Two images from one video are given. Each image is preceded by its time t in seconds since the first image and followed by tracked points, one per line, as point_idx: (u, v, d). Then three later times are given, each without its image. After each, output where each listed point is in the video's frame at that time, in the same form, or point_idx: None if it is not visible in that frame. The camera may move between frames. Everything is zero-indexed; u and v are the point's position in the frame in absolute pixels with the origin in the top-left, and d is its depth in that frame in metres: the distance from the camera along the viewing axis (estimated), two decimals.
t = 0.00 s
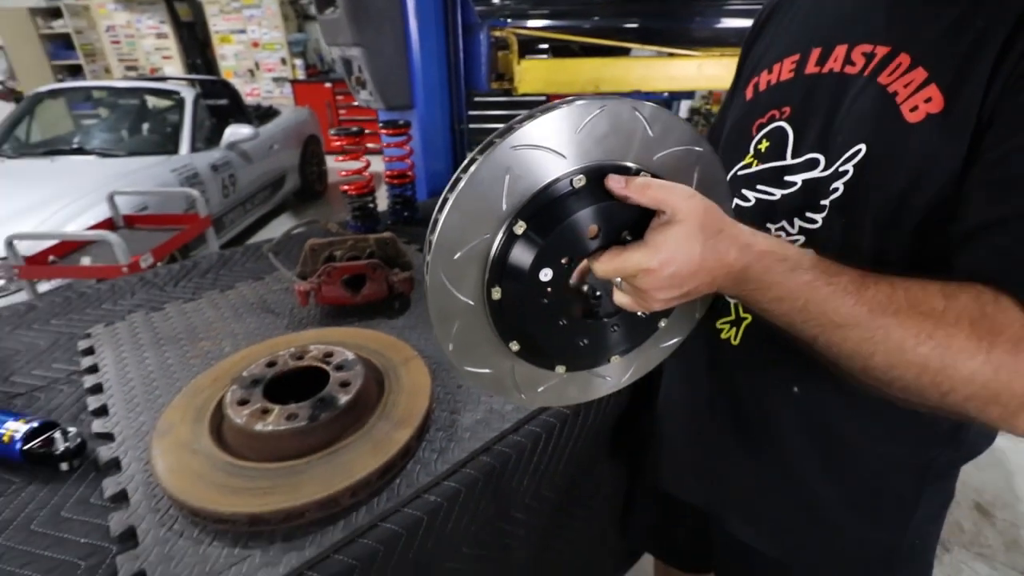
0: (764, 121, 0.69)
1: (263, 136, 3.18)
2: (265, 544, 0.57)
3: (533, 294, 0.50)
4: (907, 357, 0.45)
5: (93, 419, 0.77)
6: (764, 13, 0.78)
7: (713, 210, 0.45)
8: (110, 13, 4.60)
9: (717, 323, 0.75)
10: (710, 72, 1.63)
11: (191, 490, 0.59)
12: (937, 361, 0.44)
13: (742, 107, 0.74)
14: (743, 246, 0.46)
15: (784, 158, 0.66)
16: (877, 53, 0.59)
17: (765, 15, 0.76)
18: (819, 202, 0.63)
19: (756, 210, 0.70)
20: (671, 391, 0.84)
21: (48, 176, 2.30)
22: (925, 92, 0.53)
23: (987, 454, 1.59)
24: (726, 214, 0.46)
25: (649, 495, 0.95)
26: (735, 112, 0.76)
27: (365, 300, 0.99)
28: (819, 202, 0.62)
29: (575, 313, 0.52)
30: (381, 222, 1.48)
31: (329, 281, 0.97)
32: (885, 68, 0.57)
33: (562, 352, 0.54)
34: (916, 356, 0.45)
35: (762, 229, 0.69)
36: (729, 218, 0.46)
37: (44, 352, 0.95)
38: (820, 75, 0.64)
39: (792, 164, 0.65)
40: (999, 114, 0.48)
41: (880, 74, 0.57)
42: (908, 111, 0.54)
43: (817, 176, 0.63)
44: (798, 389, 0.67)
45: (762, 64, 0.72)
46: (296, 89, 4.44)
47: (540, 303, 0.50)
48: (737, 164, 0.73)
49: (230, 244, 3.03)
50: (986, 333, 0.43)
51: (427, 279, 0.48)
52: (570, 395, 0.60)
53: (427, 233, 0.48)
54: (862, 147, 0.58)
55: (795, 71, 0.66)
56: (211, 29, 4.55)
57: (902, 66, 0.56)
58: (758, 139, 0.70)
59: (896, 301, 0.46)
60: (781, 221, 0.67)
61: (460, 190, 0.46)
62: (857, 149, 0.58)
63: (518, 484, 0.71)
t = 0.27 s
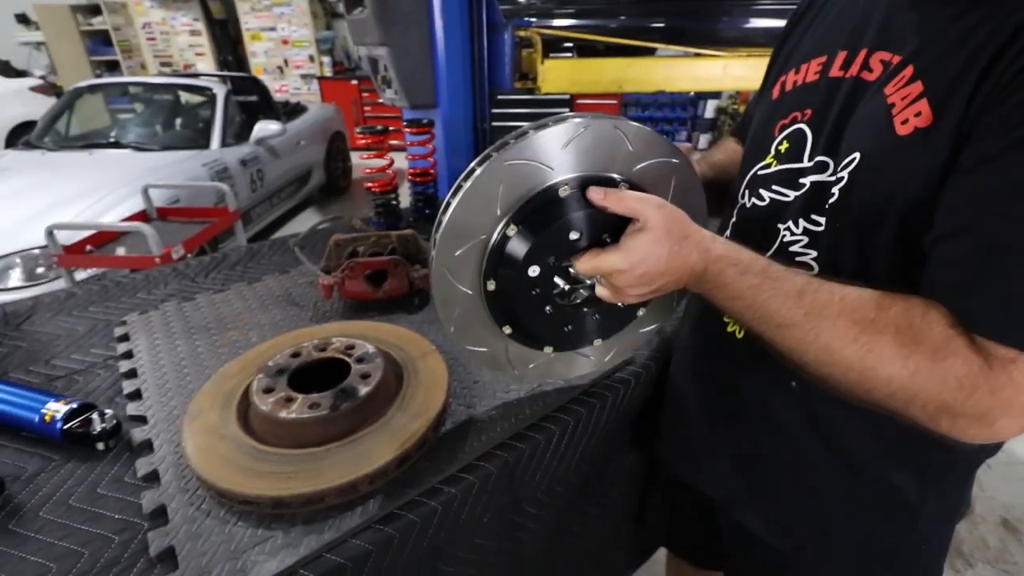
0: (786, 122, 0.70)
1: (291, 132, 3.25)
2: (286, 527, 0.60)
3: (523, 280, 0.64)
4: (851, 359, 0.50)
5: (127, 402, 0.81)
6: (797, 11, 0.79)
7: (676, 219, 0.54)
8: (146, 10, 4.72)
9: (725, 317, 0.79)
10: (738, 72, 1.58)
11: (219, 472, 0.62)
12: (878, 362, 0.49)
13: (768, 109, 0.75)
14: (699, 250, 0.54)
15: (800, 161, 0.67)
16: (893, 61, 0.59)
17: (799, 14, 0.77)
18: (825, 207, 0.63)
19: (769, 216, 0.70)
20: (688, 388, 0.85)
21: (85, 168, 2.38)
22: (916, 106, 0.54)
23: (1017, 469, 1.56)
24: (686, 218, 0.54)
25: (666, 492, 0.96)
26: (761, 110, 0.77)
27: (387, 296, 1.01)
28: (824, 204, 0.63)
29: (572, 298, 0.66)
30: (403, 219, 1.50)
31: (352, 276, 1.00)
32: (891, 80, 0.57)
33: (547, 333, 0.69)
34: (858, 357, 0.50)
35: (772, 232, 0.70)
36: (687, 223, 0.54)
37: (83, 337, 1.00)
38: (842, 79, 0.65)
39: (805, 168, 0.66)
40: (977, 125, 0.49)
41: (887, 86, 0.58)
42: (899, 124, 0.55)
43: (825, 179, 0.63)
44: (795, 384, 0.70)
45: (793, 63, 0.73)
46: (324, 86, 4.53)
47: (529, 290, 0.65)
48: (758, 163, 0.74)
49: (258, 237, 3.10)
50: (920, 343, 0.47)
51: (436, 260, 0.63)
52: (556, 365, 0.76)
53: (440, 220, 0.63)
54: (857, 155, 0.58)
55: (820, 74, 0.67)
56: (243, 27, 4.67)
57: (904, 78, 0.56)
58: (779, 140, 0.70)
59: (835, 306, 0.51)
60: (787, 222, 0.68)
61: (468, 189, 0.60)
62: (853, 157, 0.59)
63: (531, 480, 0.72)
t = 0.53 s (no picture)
0: (809, 124, 0.69)
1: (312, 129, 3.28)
2: (307, 518, 0.60)
3: (544, 293, 0.65)
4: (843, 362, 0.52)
5: (152, 391, 0.83)
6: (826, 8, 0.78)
7: (687, 230, 0.54)
8: (173, 9, 4.80)
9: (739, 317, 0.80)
10: (764, 71, 1.57)
11: (241, 461, 0.63)
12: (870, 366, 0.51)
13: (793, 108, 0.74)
14: (710, 259, 0.54)
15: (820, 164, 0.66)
16: (914, 66, 0.58)
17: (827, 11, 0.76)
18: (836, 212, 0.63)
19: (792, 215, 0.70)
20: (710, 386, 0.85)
21: (114, 163, 2.43)
22: (925, 118, 0.54)
23: None
24: (698, 228, 0.55)
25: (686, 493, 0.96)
26: (786, 111, 0.76)
27: (407, 292, 1.02)
28: (835, 210, 0.63)
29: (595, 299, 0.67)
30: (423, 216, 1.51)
31: (373, 271, 1.01)
32: (909, 86, 0.57)
33: (567, 337, 0.70)
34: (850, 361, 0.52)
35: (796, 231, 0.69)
36: (698, 233, 0.54)
37: (110, 327, 1.02)
38: (865, 81, 0.63)
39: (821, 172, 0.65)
40: (980, 136, 0.49)
41: (904, 92, 0.57)
42: (908, 134, 0.55)
43: (838, 183, 0.62)
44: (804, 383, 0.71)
45: (818, 62, 0.72)
46: (344, 84, 4.57)
47: (551, 303, 0.66)
48: (780, 166, 0.73)
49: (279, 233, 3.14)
50: (906, 353, 0.50)
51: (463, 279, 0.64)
52: (577, 363, 0.79)
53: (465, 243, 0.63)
54: (867, 163, 0.58)
55: (844, 75, 0.67)
56: (267, 25, 4.71)
57: (920, 85, 0.56)
58: (801, 142, 0.69)
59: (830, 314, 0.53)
60: (800, 225, 0.67)
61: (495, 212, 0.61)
62: (863, 165, 0.59)
63: (548, 479, 0.72)
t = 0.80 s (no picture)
0: (829, 123, 0.68)
1: (326, 125, 3.30)
2: (323, 510, 0.60)
3: (569, 294, 0.64)
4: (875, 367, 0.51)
5: (170, 382, 0.84)
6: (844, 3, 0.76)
7: (717, 233, 0.53)
8: (191, 6, 4.83)
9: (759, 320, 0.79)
10: (785, 67, 1.53)
11: (258, 452, 0.63)
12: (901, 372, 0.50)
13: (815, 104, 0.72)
14: (739, 263, 0.53)
15: (842, 164, 0.64)
16: (939, 63, 0.56)
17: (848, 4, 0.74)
18: (858, 215, 0.61)
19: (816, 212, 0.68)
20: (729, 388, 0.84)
21: (132, 158, 2.46)
22: (954, 122, 0.52)
23: None
24: (726, 231, 0.54)
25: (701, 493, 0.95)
26: (806, 109, 0.75)
27: (422, 286, 1.02)
28: (857, 214, 0.61)
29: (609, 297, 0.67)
30: (437, 212, 1.51)
31: (388, 265, 1.01)
32: (934, 87, 0.55)
33: (588, 338, 0.70)
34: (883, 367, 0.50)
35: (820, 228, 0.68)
36: (727, 237, 0.53)
37: (129, 318, 1.03)
38: (888, 79, 0.62)
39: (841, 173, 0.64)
40: (1016, 141, 0.47)
41: (929, 93, 0.56)
42: (937, 139, 0.53)
43: (860, 185, 0.61)
44: (827, 388, 0.70)
45: (839, 57, 0.71)
46: (359, 81, 4.59)
47: (575, 305, 0.65)
48: (798, 166, 0.72)
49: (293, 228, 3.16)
50: (939, 363, 0.49)
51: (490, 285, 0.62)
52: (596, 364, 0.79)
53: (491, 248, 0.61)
54: (892, 167, 0.57)
55: (866, 72, 0.65)
56: (284, 22, 4.74)
57: (947, 86, 0.54)
58: (822, 141, 0.68)
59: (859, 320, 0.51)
60: (820, 228, 0.66)
61: (523, 215, 0.59)
62: (888, 169, 0.57)
63: (563, 476, 0.71)
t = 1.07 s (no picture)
0: (849, 121, 0.67)
1: (336, 122, 3.30)
2: (335, 507, 0.60)
3: (597, 300, 0.67)
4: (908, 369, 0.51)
5: (182, 376, 0.84)
6: None
7: (747, 229, 0.53)
8: (202, 2, 4.85)
9: (776, 322, 0.78)
10: (799, 64, 1.53)
11: (269, 448, 0.63)
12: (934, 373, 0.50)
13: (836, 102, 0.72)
14: (769, 258, 0.55)
15: (863, 163, 0.64)
16: (964, 58, 0.56)
17: None
18: (881, 215, 0.61)
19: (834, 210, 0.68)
20: (741, 389, 0.83)
21: (144, 153, 2.47)
22: (982, 120, 0.51)
23: None
24: (757, 228, 0.54)
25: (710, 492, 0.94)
26: (827, 106, 0.74)
27: (432, 283, 1.01)
28: (881, 214, 0.61)
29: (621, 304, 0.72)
30: (447, 208, 1.51)
31: (399, 262, 1.01)
32: (959, 83, 0.55)
33: (607, 339, 0.74)
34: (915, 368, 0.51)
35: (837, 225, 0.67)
36: (759, 233, 0.54)
37: (141, 312, 1.03)
38: (912, 75, 0.61)
39: (863, 172, 0.63)
40: None
41: (954, 88, 0.55)
42: (964, 137, 0.52)
43: (883, 184, 0.61)
44: (847, 393, 0.70)
45: (862, 54, 0.70)
46: (368, 78, 4.60)
47: (599, 310, 0.68)
48: (818, 164, 0.71)
49: (302, 224, 3.16)
50: (973, 371, 0.49)
51: (518, 305, 0.60)
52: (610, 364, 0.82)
53: (520, 267, 0.60)
54: (917, 166, 0.56)
55: (889, 68, 0.64)
56: (293, 19, 4.75)
57: (973, 82, 0.53)
58: (842, 139, 0.67)
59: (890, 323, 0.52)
60: (842, 229, 0.66)
61: (553, 230, 0.58)
62: (912, 168, 0.57)
63: (575, 475, 0.71)
